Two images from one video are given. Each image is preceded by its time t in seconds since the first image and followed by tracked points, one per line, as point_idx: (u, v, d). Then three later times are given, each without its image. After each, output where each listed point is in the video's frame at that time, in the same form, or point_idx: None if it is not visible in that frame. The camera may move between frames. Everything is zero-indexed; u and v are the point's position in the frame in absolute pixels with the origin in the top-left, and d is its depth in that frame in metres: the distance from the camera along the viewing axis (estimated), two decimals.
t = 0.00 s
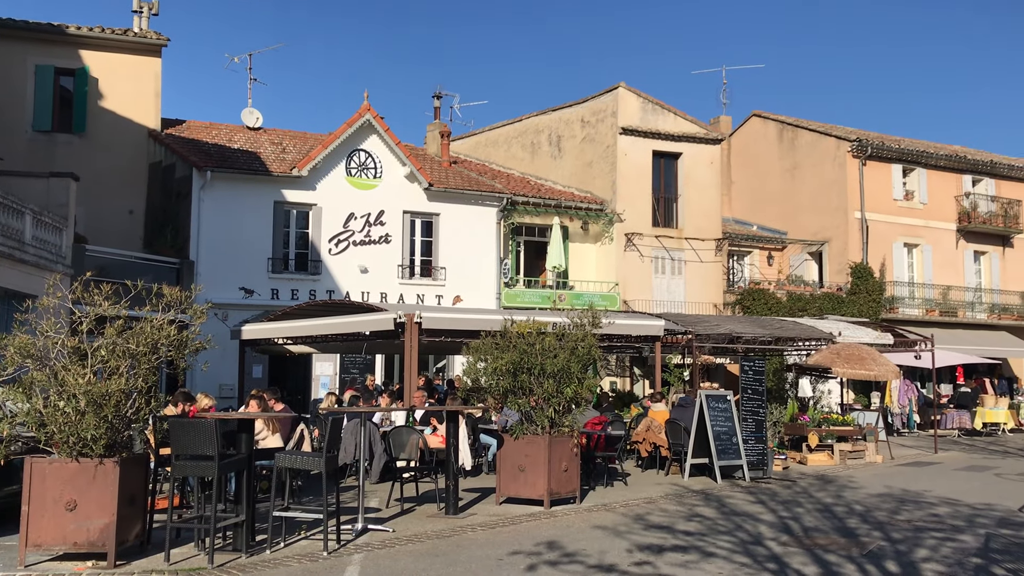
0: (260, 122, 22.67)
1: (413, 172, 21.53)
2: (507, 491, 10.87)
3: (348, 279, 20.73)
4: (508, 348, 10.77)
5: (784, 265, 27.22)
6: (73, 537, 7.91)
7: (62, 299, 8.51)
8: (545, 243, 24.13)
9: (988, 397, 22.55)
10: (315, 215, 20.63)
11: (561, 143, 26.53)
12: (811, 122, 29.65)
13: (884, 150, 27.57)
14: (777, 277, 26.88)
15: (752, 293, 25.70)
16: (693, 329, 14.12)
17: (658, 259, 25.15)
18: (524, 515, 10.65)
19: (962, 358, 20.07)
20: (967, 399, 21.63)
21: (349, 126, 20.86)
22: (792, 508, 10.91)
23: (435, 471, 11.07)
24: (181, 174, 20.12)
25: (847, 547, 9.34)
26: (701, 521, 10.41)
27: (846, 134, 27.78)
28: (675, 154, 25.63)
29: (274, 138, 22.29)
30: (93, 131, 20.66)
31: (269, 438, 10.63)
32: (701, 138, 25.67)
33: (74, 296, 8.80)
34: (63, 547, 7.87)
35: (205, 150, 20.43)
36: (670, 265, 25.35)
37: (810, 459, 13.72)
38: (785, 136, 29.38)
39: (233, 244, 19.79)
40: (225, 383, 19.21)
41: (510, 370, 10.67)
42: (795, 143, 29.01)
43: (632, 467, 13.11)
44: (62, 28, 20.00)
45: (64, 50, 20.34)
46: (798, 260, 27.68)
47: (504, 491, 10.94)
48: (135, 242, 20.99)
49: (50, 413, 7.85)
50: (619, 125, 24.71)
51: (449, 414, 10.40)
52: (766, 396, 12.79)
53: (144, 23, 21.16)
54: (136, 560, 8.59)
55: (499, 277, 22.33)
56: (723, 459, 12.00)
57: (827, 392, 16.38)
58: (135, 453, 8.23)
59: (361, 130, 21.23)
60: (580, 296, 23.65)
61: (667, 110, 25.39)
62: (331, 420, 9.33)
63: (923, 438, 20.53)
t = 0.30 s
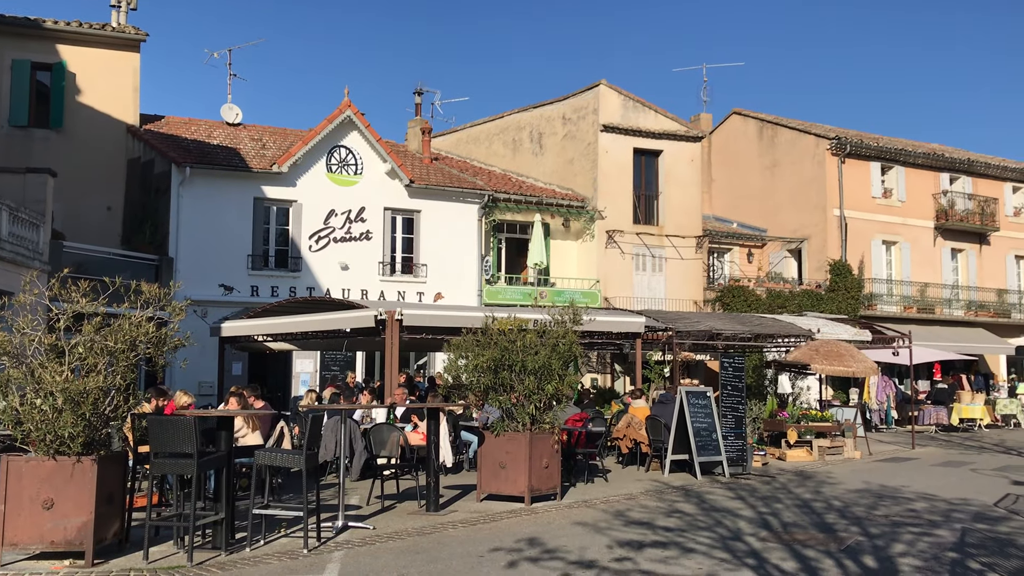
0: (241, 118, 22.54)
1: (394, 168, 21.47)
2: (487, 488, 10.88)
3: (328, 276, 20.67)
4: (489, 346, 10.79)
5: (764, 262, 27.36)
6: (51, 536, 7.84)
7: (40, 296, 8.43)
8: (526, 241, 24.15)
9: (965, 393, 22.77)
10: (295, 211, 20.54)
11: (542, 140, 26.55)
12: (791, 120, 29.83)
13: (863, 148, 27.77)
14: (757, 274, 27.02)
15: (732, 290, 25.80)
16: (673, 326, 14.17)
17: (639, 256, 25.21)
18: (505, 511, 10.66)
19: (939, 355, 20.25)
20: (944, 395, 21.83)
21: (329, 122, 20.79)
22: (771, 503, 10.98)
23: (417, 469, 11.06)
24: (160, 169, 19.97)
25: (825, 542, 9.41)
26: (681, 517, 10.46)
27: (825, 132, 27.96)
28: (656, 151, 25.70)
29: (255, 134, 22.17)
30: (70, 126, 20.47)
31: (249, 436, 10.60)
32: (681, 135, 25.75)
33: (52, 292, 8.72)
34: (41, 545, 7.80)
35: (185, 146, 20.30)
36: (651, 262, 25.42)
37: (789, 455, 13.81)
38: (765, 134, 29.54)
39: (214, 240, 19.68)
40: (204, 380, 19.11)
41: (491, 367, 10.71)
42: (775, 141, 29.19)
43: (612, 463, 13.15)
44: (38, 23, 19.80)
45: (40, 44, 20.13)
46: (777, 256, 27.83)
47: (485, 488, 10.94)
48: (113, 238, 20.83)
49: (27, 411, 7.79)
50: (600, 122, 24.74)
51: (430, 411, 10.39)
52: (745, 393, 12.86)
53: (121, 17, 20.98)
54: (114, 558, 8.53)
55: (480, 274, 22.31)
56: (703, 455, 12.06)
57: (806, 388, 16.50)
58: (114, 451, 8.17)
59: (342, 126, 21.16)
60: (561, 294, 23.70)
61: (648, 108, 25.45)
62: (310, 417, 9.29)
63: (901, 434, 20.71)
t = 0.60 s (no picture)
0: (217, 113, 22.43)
1: (374, 164, 21.40)
2: (467, 484, 10.87)
3: (308, 271, 20.59)
4: (469, 342, 10.75)
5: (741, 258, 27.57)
6: (25, 535, 7.75)
7: (14, 292, 8.35)
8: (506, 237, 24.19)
9: (940, 388, 22.99)
10: (275, 207, 20.44)
11: (522, 137, 26.57)
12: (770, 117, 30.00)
13: (841, 146, 27.95)
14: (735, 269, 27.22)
15: (711, 286, 25.92)
16: (653, 322, 14.21)
17: (621, 251, 25.31)
18: (484, 507, 10.66)
19: (914, 351, 20.43)
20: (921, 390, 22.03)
21: (308, 117, 20.69)
22: (749, 498, 11.04)
23: (396, 465, 11.07)
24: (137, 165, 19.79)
25: (803, 537, 9.47)
26: (660, 512, 10.50)
27: (803, 130, 28.12)
28: (636, 148, 25.77)
29: (234, 130, 22.02)
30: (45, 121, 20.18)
31: (227, 433, 10.55)
32: (661, 132, 25.82)
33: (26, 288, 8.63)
34: (15, 544, 7.72)
35: (163, 141, 20.15)
36: (631, 258, 25.50)
37: (767, 450, 13.89)
38: (744, 131, 29.68)
39: (192, 237, 19.56)
40: (182, 377, 19.02)
41: (471, 364, 10.66)
42: (753, 138, 29.33)
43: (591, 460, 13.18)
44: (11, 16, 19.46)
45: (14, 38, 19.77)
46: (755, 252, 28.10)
47: (464, 485, 10.95)
48: (89, 234, 20.70)
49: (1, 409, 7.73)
50: (580, 119, 24.76)
51: (409, 408, 10.38)
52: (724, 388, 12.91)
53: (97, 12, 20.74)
54: (90, 556, 8.46)
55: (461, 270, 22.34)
56: (682, 450, 12.10)
57: (784, 384, 16.60)
58: (89, 449, 8.11)
59: (321, 122, 21.08)
60: (541, 289, 23.72)
61: (628, 104, 25.50)
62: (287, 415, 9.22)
63: (877, 429, 20.89)
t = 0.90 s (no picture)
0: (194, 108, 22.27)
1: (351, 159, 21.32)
2: (445, 480, 10.86)
3: (285, 267, 20.47)
4: (447, 338, 10.71)
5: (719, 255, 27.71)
6: None
7: None
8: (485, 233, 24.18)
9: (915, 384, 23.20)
10: (252, 202, 20.30)
11: (501, 133, 26.56)
12: (747, 115, 30.20)
13: (817, 143, 28.15)
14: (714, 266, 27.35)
15: (689, 282, 26.03)
16: (631, 318, 14.25)
17: (600, 248, 25.36)
18: (462, 504, 10.66)
19: (889, 347, 20.61)
20: (896, 386, 22.23)
21: (286, 112, 20.59)
22: (726, 494, 11.10)
23: (374, 461, 11.04)
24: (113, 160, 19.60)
25: (779, 531, 9.53)
26: (638, 508, 10.53)
27: (780, 128, 28.31)
28: (615, 145, 25.84)
29: (212, 125, 21.86)
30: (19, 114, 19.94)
31: (204, 429, 10.51)
32: (640, 129, 25.91)
33: None
34: None
35: (139, 136, 19.98)
36: (610, 255, 25.55)
37: (744, 445, 13.98)
38: (722, 129, 29.88)
39: (169, 233, 19.42)
40: (158, 373, 18.90)
41: (450, 360, 10.60)
42: (731, 135, 29.51)
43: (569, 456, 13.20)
44: None
45: None
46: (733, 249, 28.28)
47: (443, 481, 10.93)
48: (63, 228, 20.61)
49: None
50: (559, 115, 24.78)
51: (387, 404, 10.32)
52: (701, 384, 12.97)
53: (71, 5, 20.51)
54: (64, 553, 8.39)
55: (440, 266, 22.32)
56: (660, 445, 12.14)
57: (761, 380, 16.70)
58: (63, 446, 8.04)
59: (299, 117, 20.99)
60: (520, 286, 23.74)
61: (607, 102, 25.57)
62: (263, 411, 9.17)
63: (852, 424, 21.05)
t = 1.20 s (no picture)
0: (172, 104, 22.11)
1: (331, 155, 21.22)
2: (424, 478, 10.85)
3: (264, 263, 20.37)
4: (427, 335, 10.69)
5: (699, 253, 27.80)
6: None
7: None
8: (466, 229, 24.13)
9: (891, 381, 23.37)
10: (231, 198, 20.18)
11: (481, 129, 26.55)
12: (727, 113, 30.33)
13: (796, 142, 28.31)
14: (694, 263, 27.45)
15: (668, 279, 26.06)
16: (611, 315, 14.28)
17: (581, 245, 25.42)
18: (441, 501, 10.65)
19: (866, 344, 20.76)
20: (873, 383, 22.39)
21: (265, 107, 20.47)
22: (705, 490, 11.15)
23: (353, 458, 11.01)
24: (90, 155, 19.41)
25: (757, 528, 9.58)
26: (617, 504, 10.56)
27: (760, 126, 28.45)
28: (595, 143, 25.90)
29: (191, 121, 21.69)
30: None
31: (182, 427, 10.46)
32: (620, 126, 25.97)
33: None
34: None
35: (116, 131, 19.80)
36: (590, 252, 25.60)
37: (722, 442, 14.03)
38: (701, 126, 30.02)
39: (147, 229, 19.27)
40: (135, 370, 18.78)
41: (429, 357, 10.59)
42: (711, 133, 29.65)
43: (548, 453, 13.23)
44: None
45: None
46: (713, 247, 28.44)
47: (423, 478, 10.91)
48: (39, 224, 20.16)
49: None
50: (540, 112, 24.77)
51: (367, 401, 10.26)
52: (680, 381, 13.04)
53: None
54: (39, 552, 8.30)
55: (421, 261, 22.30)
56: (639, 442, 12.19)
57: (740, 377, 16.77)
58: (37, 444, 7.96)
59: (278, 112, 20.88)
60: (500, 283, 23.74)
61: (588, 99, 25.61)
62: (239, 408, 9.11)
63: (829, 421, 21.20)
